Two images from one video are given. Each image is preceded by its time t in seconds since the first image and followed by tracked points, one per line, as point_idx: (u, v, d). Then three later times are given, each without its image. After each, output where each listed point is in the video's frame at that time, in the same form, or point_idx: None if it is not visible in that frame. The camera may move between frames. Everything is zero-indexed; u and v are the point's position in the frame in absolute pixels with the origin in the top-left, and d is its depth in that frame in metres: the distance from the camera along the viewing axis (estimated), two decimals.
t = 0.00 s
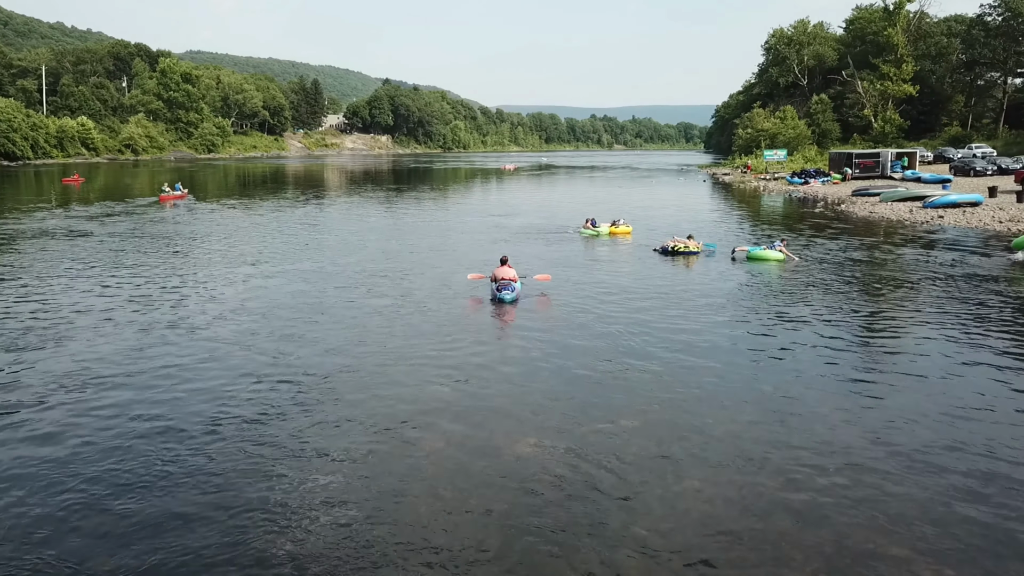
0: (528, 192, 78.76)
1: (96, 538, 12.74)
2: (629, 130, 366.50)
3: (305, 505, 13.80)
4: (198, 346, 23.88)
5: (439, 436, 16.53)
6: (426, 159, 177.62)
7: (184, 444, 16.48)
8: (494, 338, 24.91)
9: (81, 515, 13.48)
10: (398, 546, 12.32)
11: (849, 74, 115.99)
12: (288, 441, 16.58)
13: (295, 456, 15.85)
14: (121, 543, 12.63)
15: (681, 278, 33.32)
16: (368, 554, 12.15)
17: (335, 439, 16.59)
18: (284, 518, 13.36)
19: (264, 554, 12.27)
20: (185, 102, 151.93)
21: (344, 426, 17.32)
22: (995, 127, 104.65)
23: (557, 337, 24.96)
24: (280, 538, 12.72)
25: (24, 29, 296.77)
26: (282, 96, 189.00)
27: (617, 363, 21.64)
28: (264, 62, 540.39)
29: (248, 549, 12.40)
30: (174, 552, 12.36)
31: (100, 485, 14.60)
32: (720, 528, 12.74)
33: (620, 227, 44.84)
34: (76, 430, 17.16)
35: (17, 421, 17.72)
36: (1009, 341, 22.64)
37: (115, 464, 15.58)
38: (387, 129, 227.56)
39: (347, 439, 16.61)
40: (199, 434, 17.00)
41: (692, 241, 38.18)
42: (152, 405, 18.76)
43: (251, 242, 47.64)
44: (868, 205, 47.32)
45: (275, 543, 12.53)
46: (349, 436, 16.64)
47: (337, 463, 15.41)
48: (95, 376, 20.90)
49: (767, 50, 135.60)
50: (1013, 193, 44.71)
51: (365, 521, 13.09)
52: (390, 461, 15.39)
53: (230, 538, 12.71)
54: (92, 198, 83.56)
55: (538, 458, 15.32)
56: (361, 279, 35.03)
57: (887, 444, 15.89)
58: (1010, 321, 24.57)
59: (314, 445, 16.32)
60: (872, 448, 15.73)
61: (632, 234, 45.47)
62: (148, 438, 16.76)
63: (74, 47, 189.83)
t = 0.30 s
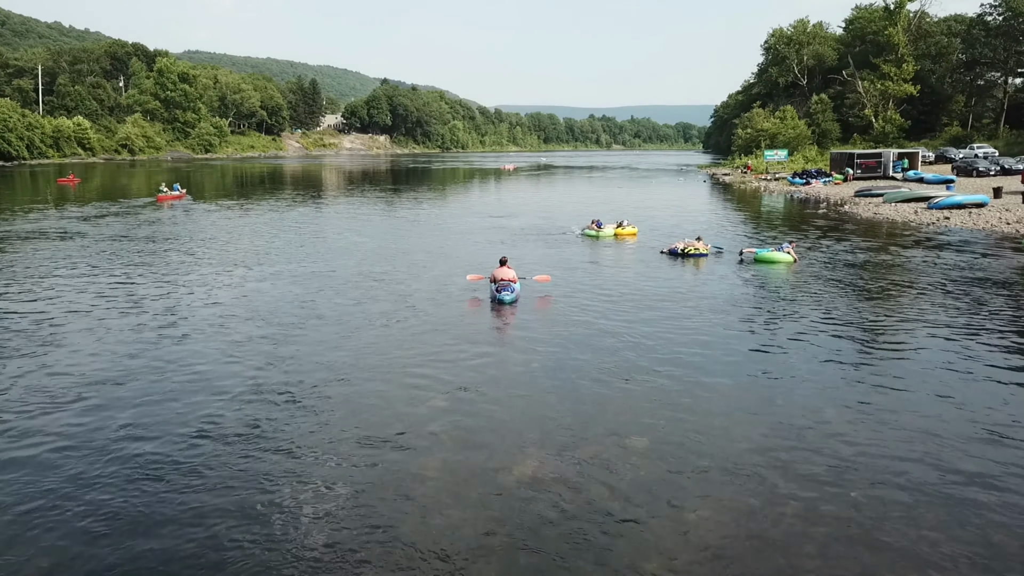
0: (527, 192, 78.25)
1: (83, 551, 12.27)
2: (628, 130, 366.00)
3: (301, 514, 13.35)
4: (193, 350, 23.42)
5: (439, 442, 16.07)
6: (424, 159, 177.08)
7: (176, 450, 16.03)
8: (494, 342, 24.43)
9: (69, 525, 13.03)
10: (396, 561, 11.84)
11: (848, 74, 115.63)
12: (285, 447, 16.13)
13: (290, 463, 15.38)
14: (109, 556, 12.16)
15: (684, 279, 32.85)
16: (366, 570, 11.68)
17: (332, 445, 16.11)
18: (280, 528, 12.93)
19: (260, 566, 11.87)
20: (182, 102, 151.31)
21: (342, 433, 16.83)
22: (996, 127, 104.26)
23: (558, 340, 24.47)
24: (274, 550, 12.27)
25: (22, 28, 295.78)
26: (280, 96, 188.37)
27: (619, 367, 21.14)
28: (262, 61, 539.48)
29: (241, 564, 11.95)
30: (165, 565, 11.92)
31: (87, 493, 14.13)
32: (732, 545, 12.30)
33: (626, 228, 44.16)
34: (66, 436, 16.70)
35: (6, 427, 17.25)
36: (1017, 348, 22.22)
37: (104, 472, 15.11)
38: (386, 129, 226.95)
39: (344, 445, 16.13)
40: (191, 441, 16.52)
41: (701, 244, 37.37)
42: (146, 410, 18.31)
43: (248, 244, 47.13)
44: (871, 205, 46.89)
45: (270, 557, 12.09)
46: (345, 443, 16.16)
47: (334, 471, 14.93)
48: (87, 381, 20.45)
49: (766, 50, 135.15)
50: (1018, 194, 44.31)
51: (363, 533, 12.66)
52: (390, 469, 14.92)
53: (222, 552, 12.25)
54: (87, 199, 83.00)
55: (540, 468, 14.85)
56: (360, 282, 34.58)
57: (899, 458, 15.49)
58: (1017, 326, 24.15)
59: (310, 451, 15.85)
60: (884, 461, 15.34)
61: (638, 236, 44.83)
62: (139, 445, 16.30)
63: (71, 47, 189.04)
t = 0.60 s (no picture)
0: (527, 192, 77.62)
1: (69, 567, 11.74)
2: (626, 130, 365.62)
3: (297, 530, 12.76)
4: (187, 355, 22.81)
5: (439, 454, 15.49)
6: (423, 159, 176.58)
7: (167, 460, 15.44)
8: (495, 345, 23.83)
9: (53, 540, 12.42)
10: None
11: (849, 74, 115.18)
12: (280, 456, 15.51)
13: (286, 474, 14.77)
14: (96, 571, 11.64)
15: (688, 280, 32.23)
16: None
17: (328, 456, 15.49)
18: (275, 545, 12.35)
19: None
20: (180, 102, 150.69)
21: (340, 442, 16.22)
22: (997, 127, 103.83)
23: (560, 344, 23.84)
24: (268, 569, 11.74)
25: (20, 28, 295.24)
26: (278, 95, 187.73)
27: (624, 374, 20.54)
28: (260, 60, 538.71)
29: None
30: None
31: (73, 505, 13.52)
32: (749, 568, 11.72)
33: (631, 230, 43.47)
34: (53, 444, 16.09)
35: None
36: None
37: (92, 483, 14.51)
38: (384, 129, 226.39)
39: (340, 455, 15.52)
40: (183, 450, 15.93)
41: (708, 245, 36.73)
42: (137, 417, 17.71)
43: (244, 245, 46.51)
44: (876, 206, 46.33)
45: None
46: (340, 454, 15.58)
47: (330, 486, 14.32)
48: (76, 387, 19.84)
49: (766, 50, 134.73)
50: None
51: (361, 553, 12.07)
52: (388, 483, 14.33)
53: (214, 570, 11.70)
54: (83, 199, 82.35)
55: (545, 483, 14.25)
56: (358, 285, 34.03)
57: (917, 469, 14.95)
58: None
59: (304, 461, 15.29)
60: (902, 473, 14.80)
61: (644, 238, 44.09)
62: (129, 453, 15.70)
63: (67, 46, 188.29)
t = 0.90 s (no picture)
0: (527, 193, 77.04)
1: None
2: (625, 130, 365.28)
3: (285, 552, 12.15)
4: (176, 359, 22.23)
5: (435, 466, 14.90)
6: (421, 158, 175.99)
7: (150, 472, 14.85)
8: (494, 348, 23.22)
9: (27, 561, 11.85)
10: None
11: (850, 73, 114.72)
12: (269, 470, 14.92)
13: (275, 490, 14.18)
14: None
15: (691, 283, 31.63)
16: None
17: (320, 469, 14.88)
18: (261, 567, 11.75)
19: None
20: (177, 101, 150.10)
21: (332, 455, 15.60)
22: (998, 127, 103.27)
23: (561, 347, 23.22)
24: None
25: (18, 28, 294.51)
26: (277, 95, 187.14)
27: (626, 378, 19.92)
28: (259, 59, 538.02)
29: None
30: None
31: (49, 522, 12.94)
32: None
33: (636, 231, 42.79)
34: (32, 456, 15.51)
35: None
36: None
37: (79, 494, 14.03)
38: (383, 129, 225.73)
39: (333, 469, 14.93)
40: (168, 462, 15.34)
41: (718, 247, 35.94)
42: (121, 426, 17.13)
43: (240, 245, 45.88)
44: (880, 206, 45.87)
45: None
46: (341, 464, 15.15)
47: (326, 497, 13.83)
48: (60, 393, 19.25)
49: (765, 49, 134.31)
50: None
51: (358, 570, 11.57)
52: (385, 494, 13.79)
53: None
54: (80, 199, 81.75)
55: (546, 495, 13.66)
56: (357, 285, 33.52)
57: (933, 475, 14.32)
58: None
59: (304, 472, 14.85)
60: (917, 479, 14.18)
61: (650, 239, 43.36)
62: (111, 465, 15.12)
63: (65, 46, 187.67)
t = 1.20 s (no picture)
0: (527, 192, 76.56)
1: None
2: (625, 129, 364.75)
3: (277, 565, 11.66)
4: (168, 364, 21.78)
5: (435, 475, 14.38)
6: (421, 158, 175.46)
7: (139, 481, 14.41)
8: (493, 349, 22.70)
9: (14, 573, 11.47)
10: None
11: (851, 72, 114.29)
12: (261, 481, 14.39)
13: (269, 501, 13.65)
14: None
15: (694, 284, 31.12)
16: None
17: (314, 480, 14.37)
18: None
19: None
20: (176, 100, 149.58)
21: (326, 462, 15.10)
22: (1001, 126, 102.71)
23: (562, 348, 22.70)
24: None
25: (17, 27, 293.87)
26: (275, 94, 186.51)
27: (630, 381, 19.43)
28: (259, 58, 537.52)
29: None
30: None
31: (31, 534, 12.49)
32: None
33: (643, 232, 42.13)
34: (17, 465, 15.09)
35: None
36: None
37: (73, 501, 13.71)
38: (382, 128, 225.13)
39: (329, 478, 14.41)
40: (157, 471, 14.87)
41: (728, 248, 35.20)
42: (110, 434, 16.65)
43: (237, 245, 45.43)
44: (884, 206, 45.41)
45: None
46: (340, 469, 14.77)
47: (324, 504, 13.45)
48: (47, 400, 18.81)
49: (766, 48, 133.86)
50: None
51: None
52: (385, 502, 13.41)
53: None
54: (77, 199, 81.35)
55: (550, 502, 13.31)
56: (357, 286, 33.09)
57: (946, 488, 13.92)
58: None
59: (302, 478, 14.48)
60: (930, 492, 13.79)
61: (656, 240, 42.85)
62: (97, 474, 14.67)
63: (63, 44, 187.26)
